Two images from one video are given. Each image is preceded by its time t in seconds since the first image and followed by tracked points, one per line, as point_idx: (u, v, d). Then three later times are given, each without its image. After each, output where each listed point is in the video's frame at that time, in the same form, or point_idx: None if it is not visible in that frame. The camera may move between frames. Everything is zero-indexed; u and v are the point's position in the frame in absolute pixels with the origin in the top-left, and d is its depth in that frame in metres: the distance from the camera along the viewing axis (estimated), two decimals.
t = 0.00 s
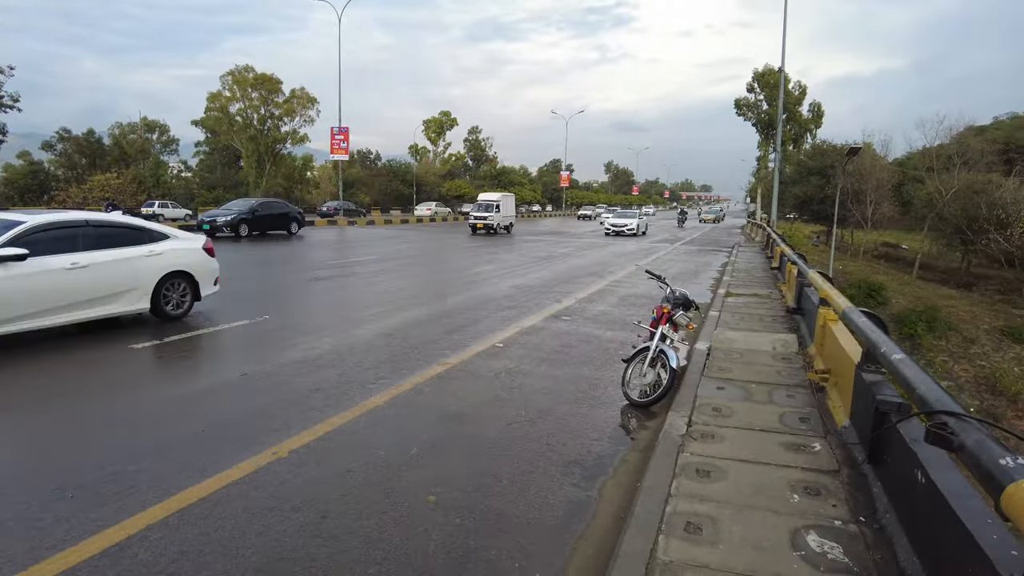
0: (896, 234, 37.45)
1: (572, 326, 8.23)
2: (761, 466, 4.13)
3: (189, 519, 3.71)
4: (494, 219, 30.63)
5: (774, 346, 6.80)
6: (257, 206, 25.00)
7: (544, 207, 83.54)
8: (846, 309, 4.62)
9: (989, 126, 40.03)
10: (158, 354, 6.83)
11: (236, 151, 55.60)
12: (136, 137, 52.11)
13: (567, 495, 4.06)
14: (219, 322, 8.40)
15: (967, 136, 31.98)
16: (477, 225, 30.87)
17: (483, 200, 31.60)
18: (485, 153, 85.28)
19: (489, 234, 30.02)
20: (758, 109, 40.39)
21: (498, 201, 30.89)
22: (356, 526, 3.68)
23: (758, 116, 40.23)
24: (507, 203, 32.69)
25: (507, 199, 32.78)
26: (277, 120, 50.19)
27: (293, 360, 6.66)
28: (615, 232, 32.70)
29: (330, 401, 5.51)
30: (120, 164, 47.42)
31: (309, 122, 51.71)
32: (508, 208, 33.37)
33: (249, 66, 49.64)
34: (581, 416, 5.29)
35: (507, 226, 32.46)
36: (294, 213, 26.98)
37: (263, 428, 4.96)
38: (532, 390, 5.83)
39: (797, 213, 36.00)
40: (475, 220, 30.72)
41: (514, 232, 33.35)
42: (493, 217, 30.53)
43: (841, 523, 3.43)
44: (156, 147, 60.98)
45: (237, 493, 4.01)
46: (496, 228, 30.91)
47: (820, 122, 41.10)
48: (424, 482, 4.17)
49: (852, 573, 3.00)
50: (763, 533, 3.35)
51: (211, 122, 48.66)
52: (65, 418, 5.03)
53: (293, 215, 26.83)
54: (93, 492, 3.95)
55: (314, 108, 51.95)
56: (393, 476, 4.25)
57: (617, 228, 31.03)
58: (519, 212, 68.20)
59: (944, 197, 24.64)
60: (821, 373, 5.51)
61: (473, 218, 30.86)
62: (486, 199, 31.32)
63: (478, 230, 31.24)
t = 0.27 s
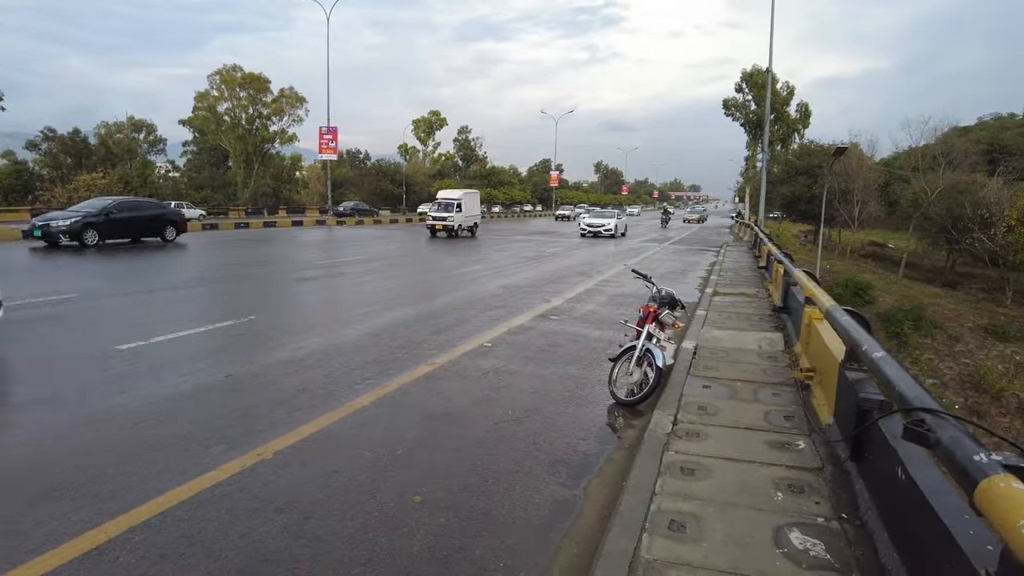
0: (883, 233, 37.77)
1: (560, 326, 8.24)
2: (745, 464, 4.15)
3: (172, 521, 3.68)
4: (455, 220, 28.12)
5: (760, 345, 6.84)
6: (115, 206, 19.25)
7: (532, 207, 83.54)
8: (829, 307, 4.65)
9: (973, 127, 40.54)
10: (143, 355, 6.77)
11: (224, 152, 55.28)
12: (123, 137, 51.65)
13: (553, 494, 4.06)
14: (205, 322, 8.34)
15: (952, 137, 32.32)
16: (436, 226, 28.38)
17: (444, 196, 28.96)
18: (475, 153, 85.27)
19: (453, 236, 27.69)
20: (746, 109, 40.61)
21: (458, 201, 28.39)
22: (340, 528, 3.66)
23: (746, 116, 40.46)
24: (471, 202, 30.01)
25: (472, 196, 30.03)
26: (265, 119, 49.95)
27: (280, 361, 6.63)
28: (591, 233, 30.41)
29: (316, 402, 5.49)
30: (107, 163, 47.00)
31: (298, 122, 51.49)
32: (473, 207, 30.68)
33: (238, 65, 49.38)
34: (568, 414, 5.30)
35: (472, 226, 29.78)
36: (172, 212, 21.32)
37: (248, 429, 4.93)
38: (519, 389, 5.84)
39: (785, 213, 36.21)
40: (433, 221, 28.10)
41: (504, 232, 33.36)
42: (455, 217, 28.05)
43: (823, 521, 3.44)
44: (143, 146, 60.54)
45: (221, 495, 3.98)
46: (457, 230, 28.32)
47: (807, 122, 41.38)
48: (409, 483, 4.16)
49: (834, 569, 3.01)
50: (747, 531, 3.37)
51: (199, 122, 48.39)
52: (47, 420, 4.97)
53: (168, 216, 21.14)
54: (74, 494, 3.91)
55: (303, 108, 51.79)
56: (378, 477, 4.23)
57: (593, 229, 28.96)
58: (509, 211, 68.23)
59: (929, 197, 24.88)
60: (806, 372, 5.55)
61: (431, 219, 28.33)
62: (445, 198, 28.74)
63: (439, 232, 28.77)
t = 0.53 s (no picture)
0: (868, 233, 38.14)
1: (547, 326, 8.25)
2: (730, 463, 4.17)
3: (154, 525, 3.64)
4: (411, 222, 25.57)
5: (745, 344, 6.88)
6: None
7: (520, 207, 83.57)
8: (812, 306, 4.68)
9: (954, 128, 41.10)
10: (126, 357, 6.69)
11: (210, 151, 54.83)
12: (107, 137, 51.06)
13: (538, 495, 4.06)
14: (189, 324, 8.26)
15: (935, 137, 32.70)
16: (391, 229, 25.64)
17: (399, 195, 26.36)
18: (463, 153, 85.17)
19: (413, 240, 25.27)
20: (732, 109, 40.85)
21: (416, 200, 25.78)
22: (324, 530, 3.64)
23: (733, 117, 40.70)
24: (432, 201, 27.47)
25: (433, 194, 27.43)
26: (251, 119, 49.60)
27: (265, 362, 6.58)
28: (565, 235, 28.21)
29: (302, 403, 5.46)
30: (90, 163, 46.44)
31: (284, 121, 51.17)
32: (434, 207, 28.06)
33: (223, 64, 49.00)
34: (555, 414, 5.30)
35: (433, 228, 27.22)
36: None
37: (232, 431, 4.89)
38: (506, 390, 5.83)
39: (771, 212, 36.47)
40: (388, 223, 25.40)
41: (492, 232, 33.35)
42: (412, 218, 25.64)
43: (806, 519, 3.47)
44: (127, 146, 59.91)
45: (204, 498, 3.94)
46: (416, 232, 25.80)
47: (793, 123, 41.69)
48: (394, 485, 4.14)
49: (817, 567, 3.04)
50: (730, 530, 3.38)
51: (184, 122, 47.96)
52: (27, 424, 4.90)
53: None
54: (55, 500, 3.86)
55: (290, 107, 51.48)
56: (363, 479, 4.21)
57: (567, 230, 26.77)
58: (498, 211, 68.20)
59: (912, 197, 25.16)
60: (790, 371, 5.59)
61: (386, 221, 25.62)
62: (401, 197, 26.01)
63: (394, 234, 26.35)
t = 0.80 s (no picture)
0: (845, 232, 38.71)
1: (528, 326, 8.25)
2: (709, 461, 4.20)
3: (129, 531, 3.57)
4: (344, 223, 22.42)
5: (724, 343, 6.94)
6: None
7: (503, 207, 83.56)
8: (790, 306, 4.73)
9: (927, 129, 41.89)
10: (101, 360, 6.57)
11: (189, 151, 54.14)
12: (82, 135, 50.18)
13: (519, 495, 4.06)
14: (166, 326, 8.14)
15: (909, 138, 33.29)
16: (321, 231, 22.49)
17: (332, 193, 23.19)
18: (444, 152, 84.95)
19: (348, 244, 22.18)
20: (711, 110, 41.23)
21: (351, 198, 22.75)
22: (303, 534, 3.60)
23: (712, 117, 41.07)
24: (372, 200, 24.41)
25: (373, 192, 24.31)
26: (230, 117, 49.06)
27: (243, 365, 6.50)
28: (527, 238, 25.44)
29: (281, 406, 5.40)
30: (64, 162, 45.60)
31: (264, 120, 50.66)
32: (376, 206, 25.05)
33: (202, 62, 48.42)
34: (536, 415, 5.30)
35: (374, 230, 24.19)
36: None
37: (210, 435, 4.83)
38: (488, 391, 5.83)
39: (750, 212, 36.85)
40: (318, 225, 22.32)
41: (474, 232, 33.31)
42: (346, 218, 22.47)
43: (784, 517, 3.51)
44: (103, 145, 58.91)
45: (180, 503, 3.88)
46: (352, 235, 22.73)
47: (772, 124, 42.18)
48: (375, 487, 4.11)
49: (793, 564, 3.07)
50: (710, 529, 3.41)
51: (161, 120, 47.24)
52: None
53: None
54: (26, 506, 3.77)
55: (269, 106, 50.99)
56: (343, 482, 4.17)
57: (530, 233, 24.22)
58: (480, 211, 68.13)
59: (887, 197, 25.59)
60: (769, 369, 5.65)
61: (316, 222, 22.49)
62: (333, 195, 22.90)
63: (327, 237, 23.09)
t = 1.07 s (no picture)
0: (819, 232, 39.31)
1: (508, 326, 8.25)
2: (687, 460, 4.24)
3: (101, 538, 3.50)
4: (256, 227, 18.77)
5: (702, 342, 7.00)
6: None
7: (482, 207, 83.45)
8: (766, 305, 4.79)
9: (898, 131, 42.77)
10: (72, 363, 6.42)
11: (163, 151, 53.25)
12: (52, 134, 49.11)
13: (500, 496, 4.05)
14: (140, 328, 7.98)
15: (881, 139, 33.92)
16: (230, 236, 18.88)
17: (244, 190, 19.49)
18: (423, 152, 84.60)
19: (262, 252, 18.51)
20: (689, 111, 41.63)
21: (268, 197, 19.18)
22: (281, 538, 3.56)
23: (690, 118, 41.47)
24: (296, 199, 20.78)
25: (295, 188, 20.56)
26: (206, 116, 48.37)
27: (219, 367, 6.41)
28: (482, 242, 22.37)
29: (258, 409, 5.33)
30: (34, 161, 44.56)
31: (240, 119, 50.01)
32: (303, 207, 21.38)
33: (176, 60, 47.68)
34: (516, 415, 5.30)
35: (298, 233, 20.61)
36: None
37: (184, 438, 4.75)
38: (466, 391, 5.80)
39: (727, 212, 37.26)
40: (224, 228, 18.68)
41: (453, 232, 33.23)
42: (259, 221, 18.71)
43: (762, 514, 3.55)
44: (74, 143, 57.68)
45: (155, 509, 3.81)
46: (267, 241, 19.07)
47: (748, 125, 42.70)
48: (354, 490, 4.08)
49: (770, 561, 3.11)
50: (689, 527, 3.44)
51: (134, 119, 46.38)
52: None
53: None
54: None
55: (246, 105, 50.38)
56: (322, 485, 4.13)
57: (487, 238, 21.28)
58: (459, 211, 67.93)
59: (861, 197, 26.05)
60: (746, 368, 5.71)
61: (222, 225, 18.79)
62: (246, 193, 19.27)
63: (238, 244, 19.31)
